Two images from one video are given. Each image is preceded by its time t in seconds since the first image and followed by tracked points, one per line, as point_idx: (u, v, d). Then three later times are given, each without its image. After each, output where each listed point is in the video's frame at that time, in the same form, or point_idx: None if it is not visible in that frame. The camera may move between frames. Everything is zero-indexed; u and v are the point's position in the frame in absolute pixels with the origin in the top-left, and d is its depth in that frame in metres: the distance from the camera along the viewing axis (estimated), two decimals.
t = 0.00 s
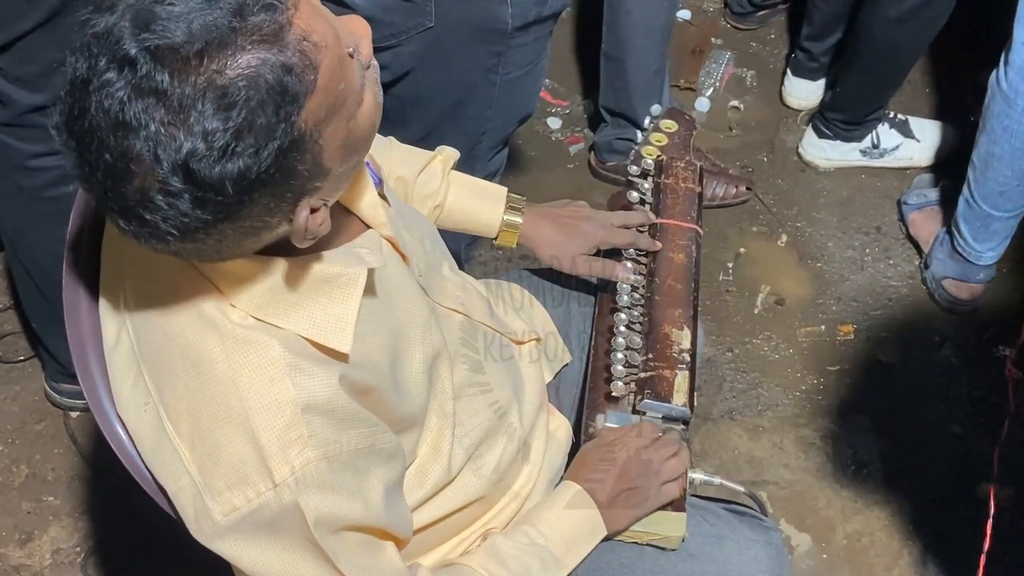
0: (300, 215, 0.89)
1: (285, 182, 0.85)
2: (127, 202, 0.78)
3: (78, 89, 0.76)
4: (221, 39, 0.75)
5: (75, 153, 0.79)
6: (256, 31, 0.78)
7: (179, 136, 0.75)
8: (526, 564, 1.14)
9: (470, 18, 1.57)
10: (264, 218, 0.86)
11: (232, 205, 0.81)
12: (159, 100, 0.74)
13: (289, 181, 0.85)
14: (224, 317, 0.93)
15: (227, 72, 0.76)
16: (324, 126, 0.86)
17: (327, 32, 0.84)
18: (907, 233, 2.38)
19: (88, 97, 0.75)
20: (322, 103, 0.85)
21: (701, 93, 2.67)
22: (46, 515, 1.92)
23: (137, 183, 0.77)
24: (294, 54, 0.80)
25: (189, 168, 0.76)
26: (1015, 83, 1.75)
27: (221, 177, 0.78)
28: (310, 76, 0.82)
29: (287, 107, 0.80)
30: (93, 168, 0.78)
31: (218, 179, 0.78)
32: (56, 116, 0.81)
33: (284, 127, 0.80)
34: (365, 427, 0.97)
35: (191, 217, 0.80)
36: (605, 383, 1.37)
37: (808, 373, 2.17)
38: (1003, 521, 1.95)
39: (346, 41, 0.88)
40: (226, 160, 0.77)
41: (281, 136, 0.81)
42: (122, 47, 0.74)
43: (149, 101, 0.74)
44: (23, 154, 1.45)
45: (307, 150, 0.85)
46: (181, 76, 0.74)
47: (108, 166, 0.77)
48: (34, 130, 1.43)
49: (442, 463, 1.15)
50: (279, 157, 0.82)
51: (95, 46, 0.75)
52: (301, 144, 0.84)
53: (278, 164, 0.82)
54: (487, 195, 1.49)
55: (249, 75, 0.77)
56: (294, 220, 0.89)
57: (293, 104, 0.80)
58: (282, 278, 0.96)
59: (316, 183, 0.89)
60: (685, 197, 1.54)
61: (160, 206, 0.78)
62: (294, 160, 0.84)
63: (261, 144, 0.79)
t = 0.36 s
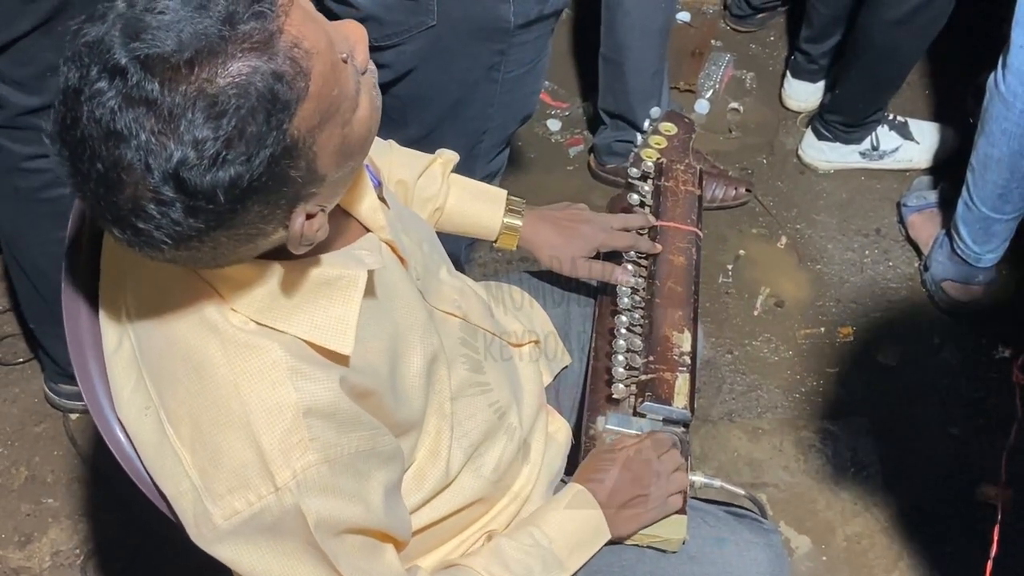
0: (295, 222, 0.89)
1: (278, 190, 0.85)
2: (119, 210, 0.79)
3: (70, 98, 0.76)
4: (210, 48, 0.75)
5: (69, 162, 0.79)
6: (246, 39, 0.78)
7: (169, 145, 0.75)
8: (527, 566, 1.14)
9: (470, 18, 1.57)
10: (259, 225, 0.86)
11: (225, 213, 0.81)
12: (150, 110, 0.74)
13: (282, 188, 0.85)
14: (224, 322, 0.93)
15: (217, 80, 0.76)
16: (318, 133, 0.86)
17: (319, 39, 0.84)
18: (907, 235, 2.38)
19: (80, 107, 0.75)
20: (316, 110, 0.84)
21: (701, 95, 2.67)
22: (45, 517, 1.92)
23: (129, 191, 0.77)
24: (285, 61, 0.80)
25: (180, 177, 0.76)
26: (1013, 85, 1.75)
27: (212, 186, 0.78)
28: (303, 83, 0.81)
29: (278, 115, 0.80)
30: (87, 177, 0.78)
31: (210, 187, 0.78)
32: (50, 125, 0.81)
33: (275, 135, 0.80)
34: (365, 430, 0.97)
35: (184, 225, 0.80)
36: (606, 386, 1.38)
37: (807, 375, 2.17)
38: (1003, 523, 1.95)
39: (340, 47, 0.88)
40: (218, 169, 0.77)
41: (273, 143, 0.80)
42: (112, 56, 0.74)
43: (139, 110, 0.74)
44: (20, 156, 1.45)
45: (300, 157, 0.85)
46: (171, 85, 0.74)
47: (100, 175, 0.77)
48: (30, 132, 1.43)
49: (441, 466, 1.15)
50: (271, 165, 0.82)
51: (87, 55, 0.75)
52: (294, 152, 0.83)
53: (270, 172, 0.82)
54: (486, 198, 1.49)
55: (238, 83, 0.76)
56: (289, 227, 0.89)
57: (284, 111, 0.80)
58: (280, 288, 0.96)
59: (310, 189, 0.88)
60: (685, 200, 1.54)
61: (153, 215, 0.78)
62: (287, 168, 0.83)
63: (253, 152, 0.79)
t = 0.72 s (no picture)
0: (275, 222, 0.89)
1: (257, 186, 0.84)
2: (97, 204, 0.78)
3: (49, 91, 0.75)
4: (189, 41, 0.74)
5: (48, 155, 0.78)
6: (225, 33, 0.77)
7: (146, 139, 0.74)
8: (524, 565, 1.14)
9: (469, 17, 1.57)
10: (239, 223, 0.86)
11: (203, 207, 0.81)
12: (127, 102, 0.73)
13: (261, 183, 0.84)
14: (221, 319, 0.93)
15: (196, 73, 0.75)
16: (298, 129, 0.85)
17: (300, 34, 0.83)
18: (905, 236, 2.38)
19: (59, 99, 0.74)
20: (296, 106, 0.84)
21: (700, 96, 2.68)
22: (45, 518, 1.92)
23: (107, 185, 0.77)
24: (265, 56, 0.79)
25: (157, 170, 0.76)
26: (1010, 86, 1.75)
27: (190, 179, 0.78)
28: (282, 77, 0.81)
29: (256, 110, 0.79)
30: (64, 169, 0.77)
31: (187, 181, 0.78)
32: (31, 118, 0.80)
33: (253, 130, 0.80)
34: (364, 428, 0.97)
35: (162, 220, 0.80)
36: (604, 386, 1.38)
37: (805, 376, 2.17)
38: (1001, 524, 1.95)
39: (322, 45, 0.87)
40: (194, 163, 0.77)
41: (251, 138, 0.80)
42: (90, 48, 0.73)
43: (117, 103, 0.73)
44: (15, 157, 1.45)
45: (279, 153, 0.84)
46: (148, 77, 0.73)
47: (78, 168, 0.76)
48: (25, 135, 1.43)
49: (441, 466, 1.15)
50: (249, 160, 0.81)
51: (65, 47, 0.74)
52: (273, 147, 0.83)
53: (248, 166, 0.82)
54: (485, 199, 1.49)
55: (217, 77, 0.76)
56: (270, 226, 0.89)
57: (263, 106, 0.80)
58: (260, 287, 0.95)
59: (292, 186, 0.88)
60: (683, 201, 1.55)
61: (131, 209, 0.78)
62: (265, 163, 0.83)
63: (230, 146, 0.79)
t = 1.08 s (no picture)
0: (294, 200, 0.89)
1: (279, 162, 0.84)
2: (120, 177, 0.78)
3: (74, 65, 0.76)
4: (213, 14, 0.75)
5: (71, 130, 0.78)
6: (249, 7, 0.77)
7: (171, 109, 0.74)
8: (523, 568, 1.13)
9: (470, 17, 1.57)
10: (259, 199, 0.86)
11: (227, 181, 0.81)
12: (153, 74, 0.74)
13: (283, 160, 0.84)
14: (219, 314, 0.93)
15: (221, 47, 0.75)
16: (319, 107, 0.85)
17: (321, 13, 0.84)
18: (904, 236, 2.38)
19: (84, 72, 0.75)
20: (317, 84, 0.84)
21: (699, 96, 2.68)
22: (44, 519, 1.92)
23: (130, 157, 0.77)
24: (288, 31, 0.79)
25: (182, 142, 0.76)
26: (1009, 86, 1.75)
27: (213, 152, 0.77)
28: (304, 53, 0.81)
29: (280, 84, 0.79)
30: (88, 143, 0.77)
31: (212, 153, 0.77)
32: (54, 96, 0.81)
33: (277, 103, 0.80)
34: (360, 426, 0.97)
35: (183, 192, 0.80)
36: (603, 387, 1.39)
37: (805, 376, 2.17)
38: (1000, 524, 1.95)
39: (341, 25, 0.88)
40: (218, 136, 0.77)
41: (274, 112, 0.80)
42: (116, 21, 0.74)
43: (142, 75, 0.74)
44: (15, 159, 1.45)
45: (300, 130, 0.84)
46: (174, 49, 0.74)
47: (101, 141, 0.76)
48: (26, 137, 1.43)
49: (441, 465, 1.15)
50: (272, 135, 0.81)
51: (92, 22, 0.75)
52: (295, 124, 0.83)
53: (271, 142, 0.81)
54: (480, 208, 1.50)
55: (241, 50, 0.76)
56: (288, 204, 0.89)
57: (286, 81, 0.80)
58: (277, 267, 0.97)
59: (311, 166, 0.88)
60: (681, 201, 1.55)
61: (155, 181, 0.78)
62: (287, 140, 0.83)
63: (254, 119, 0.78)
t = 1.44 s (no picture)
0: (296, 193, 0.89)
1: (284, 148, 0.84)
2: (125, 157, 0.77)
3: (82, 45, 0.75)
4: None
5: (76, 111, 0.78)
6: None
7: (181, 87, 0.74)
8: (525, 564, 1.15)
9: (473, 18, 1.57)
10: (263, 185, 0.85)
11: (233, 164, 0.80)
12: (163, 53, 0.74)
13: (288, 146, 0.84)
14: (218, 310, 0.93)
15: (232, 28, 0.75)
16: (324, 96, 0.85)
17: (328, 3, 0.84)
18: (905, 236, 2.38)
19: (92, 52, 0.74)
20: (323, 72, 0.84)
21: (700, 96, 2.68)
22: (45, 519, 1.92)
23: (136, 136, 0.76)
24: (297, 17, 0.80)
25: (190, 121, 0.75)
26: (1011, 85, 1.74)
27: (221, 132, 0.77)
28: (313, 39, 0.82)
29: (289, 67, 0.79)
30: (93, 122, 0.76)
31: (219, 133, 0.77)
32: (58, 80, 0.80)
33: (285, 86, 0.80)
34: (359, 423, 0.97)
35: (188, 173, 0.79)
36: (605, 387, 1.38)
37: (806, 376, 2.17)
38: (1001, 523, 1.95)
39: (347, 18, 0.88)
40: (227, 117, 0.76)
41: (282, 95, 0.80)
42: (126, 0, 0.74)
43: (152, 54, 0.73)
44: (16, 160, 1.45)
45: (306, 118, 0.84)
46: (184, 29, 0.74)
47: (107, 120, 0.76)
48: (28, 137, 1.43)
49: (441, 464, 1.15)
50: (280, 118, 0.81)
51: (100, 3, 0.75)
52: (301, 110, 0.83)
53: (278, 126, 0.81)
54: (474, 234, 1.48)
55: (252, 32, 0.76)
56: (288, 197, 0.89)
57: (294, 65, 0.80)
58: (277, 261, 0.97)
59: (313, 158, 0.88)
60: (681, 198, 1.54)
61: (161, 161, 0.77)
62: (293, 125, 0.83)
63: (263, 100, 0.78)
